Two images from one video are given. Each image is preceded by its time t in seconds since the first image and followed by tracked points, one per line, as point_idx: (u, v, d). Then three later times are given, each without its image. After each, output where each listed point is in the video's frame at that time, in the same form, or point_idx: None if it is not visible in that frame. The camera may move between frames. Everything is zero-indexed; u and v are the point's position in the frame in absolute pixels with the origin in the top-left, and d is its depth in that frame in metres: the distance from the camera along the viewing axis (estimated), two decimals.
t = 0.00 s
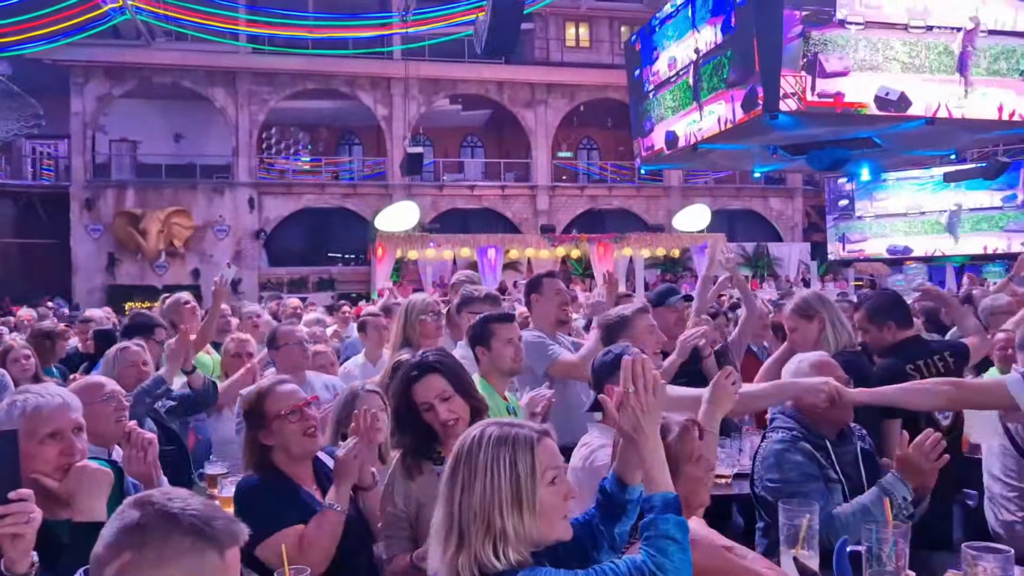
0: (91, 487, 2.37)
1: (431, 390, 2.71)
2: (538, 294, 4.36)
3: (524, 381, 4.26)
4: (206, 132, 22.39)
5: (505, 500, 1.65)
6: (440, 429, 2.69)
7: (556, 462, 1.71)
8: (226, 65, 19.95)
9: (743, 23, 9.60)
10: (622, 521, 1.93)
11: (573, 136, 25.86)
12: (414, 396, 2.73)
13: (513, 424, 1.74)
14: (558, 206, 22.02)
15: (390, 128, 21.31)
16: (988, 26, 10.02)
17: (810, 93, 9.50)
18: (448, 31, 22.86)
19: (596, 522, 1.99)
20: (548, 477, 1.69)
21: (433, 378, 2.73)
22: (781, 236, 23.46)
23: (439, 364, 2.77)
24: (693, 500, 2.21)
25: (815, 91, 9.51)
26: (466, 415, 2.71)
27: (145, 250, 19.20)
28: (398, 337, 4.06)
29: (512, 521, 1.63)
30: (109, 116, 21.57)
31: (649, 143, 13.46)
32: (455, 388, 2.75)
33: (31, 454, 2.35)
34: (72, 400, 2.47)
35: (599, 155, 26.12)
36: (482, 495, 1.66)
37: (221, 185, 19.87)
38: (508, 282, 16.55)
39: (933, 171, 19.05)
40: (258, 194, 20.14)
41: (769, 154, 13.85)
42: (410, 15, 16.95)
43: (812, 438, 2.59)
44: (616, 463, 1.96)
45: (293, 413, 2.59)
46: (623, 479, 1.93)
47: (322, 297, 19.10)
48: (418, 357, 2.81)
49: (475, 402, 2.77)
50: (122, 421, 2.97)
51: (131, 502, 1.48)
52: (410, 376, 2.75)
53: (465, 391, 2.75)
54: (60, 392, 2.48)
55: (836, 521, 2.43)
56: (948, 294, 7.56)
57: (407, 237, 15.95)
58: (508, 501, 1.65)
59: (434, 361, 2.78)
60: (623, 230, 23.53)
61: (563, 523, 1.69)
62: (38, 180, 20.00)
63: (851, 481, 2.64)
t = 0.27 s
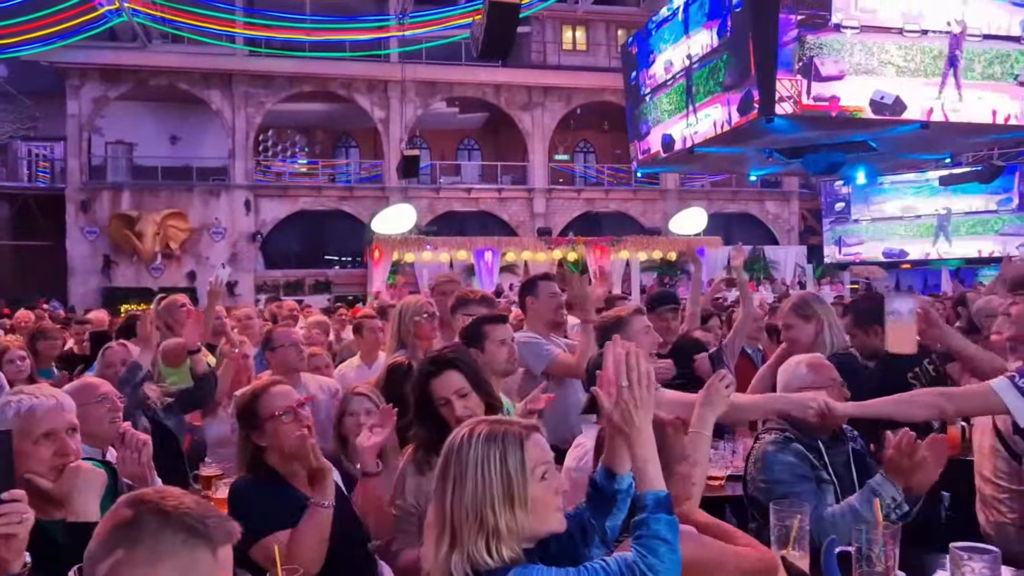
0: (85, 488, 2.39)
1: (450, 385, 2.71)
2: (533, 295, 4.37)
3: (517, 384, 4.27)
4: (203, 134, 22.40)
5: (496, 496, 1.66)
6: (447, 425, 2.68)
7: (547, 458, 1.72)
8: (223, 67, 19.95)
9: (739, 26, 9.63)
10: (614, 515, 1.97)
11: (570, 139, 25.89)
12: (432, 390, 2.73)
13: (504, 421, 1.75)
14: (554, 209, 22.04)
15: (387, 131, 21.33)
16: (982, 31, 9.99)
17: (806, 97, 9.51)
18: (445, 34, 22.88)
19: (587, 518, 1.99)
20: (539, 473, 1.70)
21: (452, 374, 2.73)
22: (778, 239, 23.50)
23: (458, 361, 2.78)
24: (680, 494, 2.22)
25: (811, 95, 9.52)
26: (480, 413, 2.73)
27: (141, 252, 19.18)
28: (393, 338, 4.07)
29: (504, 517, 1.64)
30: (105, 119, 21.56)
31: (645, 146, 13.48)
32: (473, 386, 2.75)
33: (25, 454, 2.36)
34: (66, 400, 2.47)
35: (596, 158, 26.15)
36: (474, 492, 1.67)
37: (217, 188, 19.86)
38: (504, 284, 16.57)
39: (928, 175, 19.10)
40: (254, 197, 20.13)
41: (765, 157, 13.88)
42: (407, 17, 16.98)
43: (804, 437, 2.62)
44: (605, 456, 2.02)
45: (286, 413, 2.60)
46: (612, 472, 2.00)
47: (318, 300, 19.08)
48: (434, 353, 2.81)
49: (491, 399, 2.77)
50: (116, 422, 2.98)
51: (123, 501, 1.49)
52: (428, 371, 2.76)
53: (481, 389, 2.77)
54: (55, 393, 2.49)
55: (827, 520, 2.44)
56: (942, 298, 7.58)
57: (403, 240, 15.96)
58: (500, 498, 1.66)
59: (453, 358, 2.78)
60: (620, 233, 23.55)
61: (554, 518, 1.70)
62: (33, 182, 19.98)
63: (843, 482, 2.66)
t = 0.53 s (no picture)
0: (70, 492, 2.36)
1: (454, 389, 2.71)
2: (524, 300, 4.37)
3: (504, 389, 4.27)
4: (193, 137, 22.34)
5: (481, 501, 1.67)
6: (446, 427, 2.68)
7: (534, 463, 1.73)
8: (214, 70, 19.89)
9: (729, 32, 9.69)
10: (603, 526, 1.92)
11: (561, 144, 25.93)
12: (436, 392, 2.73)
13: (491, 426, 1.76)
14: (546, 213, 22.06)
15: (379, 134, 21.32)
16: (967, 38, 10.02)
17: (795, 102, 9.57)
18: (437, 38, 22.90)
19: (576, 527, 2.00)
20: (525, 478, 1.71)
21: (457, 377, 2.73)
22: (768, 244, 23.59)
23: (462, 365, 2.79)
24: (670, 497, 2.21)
25: (800, 100, 9.58)
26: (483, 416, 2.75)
27: (131, 256, 19.11)
28: (382, 342, 4.08)
29: (489, 523, 1.65)
30: (95, 121, 21.48)
31: (636, 151, 13.53)
32: (477, 391, 2.76)
33: (12, 458, 2.37)
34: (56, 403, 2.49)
35: (587, 162, 26.20)
36: (460, 498, 1.68)
37: (208, 191, 19.80)
38: (496, 288, 16.58)
39: (917, 180, 19.19)
40: (245, 200, 20.06)
41: (755, 162, 13.94)
42: (399, 21, 16.98)
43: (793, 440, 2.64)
44: (596, 466, 1.96)
45: (276, 416, 2.60)
46: (602, 482, 1.94)
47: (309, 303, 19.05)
48: (441, 356, 2.82)
49: (493, 403, 2.79)
50: (105, 426, 2.97)
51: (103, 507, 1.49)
52: (433, 374, 2.76)
53: (485, 393, 2.78)
54: (45, 395, 2.50)
55: (814, 522, 2.47)
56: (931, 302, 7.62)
57: (395, 243, 15.93)
58: (486, 503, 1.67)
59: (459, 361, 2.78)
60: (611, 237, 23.60)
61: (540, 523, 1.72)
62: (23, 185, 19.89)
63: (831, 486, 2.68)
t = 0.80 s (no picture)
0: (40, 495, 2.34)
1: (433, 392, 2.71)
2: (502, 305, 4.36)
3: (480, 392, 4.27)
4: (167, 139, 22.12)
5: (454, 504, 1.68)
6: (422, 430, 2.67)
7: (506, 466, 1.74)
8: (188, 72, 19.70)
9: (704, 39, 9.77)
10: (574, 526, 1.94)
11: (538, 148, 26.01)
12: (416, 395, 2.72)
13: (463, 429, 1.77)
14: (522, 217, 22.10)
15: (355, 137, 21.26)
16: (937, 47, 10.06)
17: (769, 108, 9.68)
18: (413, 42, 22.88)
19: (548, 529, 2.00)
20: (498, 481, 1.71)
21: (435, 380, 2.73)
22: (743, 248, 23.80)
23: (442, 368, 2.78)
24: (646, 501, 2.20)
25: (774, 106, 9.69)
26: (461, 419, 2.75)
27: (103, 259, 18.89)
28: (357, 347, 4.06)
29: (462, 524, 1.66)
30: (67, 123, 21.21)
31: (612, 155, 13.59)
32: (455, 394, 2.76)
33: None
34: (24, 407, 2.46)
35: (564, 166, 26.31)
36: (432, 500, 1.68)
37: (181, 194, 19.59)
38: (472, 292, 16.58)
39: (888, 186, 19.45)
40: (219, 203, 19.89)
41: (730, 167, 14.05)
42: (376, 24, 16.94)
43: (767, 442, 2.67)
44: (567, 472, 1.94)
45: (250, 418, 2.60)
46: (573, 487, 1.92)
47: (284, 307, 18.92)
48: (418, 359, 2.81)
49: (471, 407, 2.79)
50: (75, 431, 2.93)
51: (52, 509, 1.49)
52: (412, 377, 2.75)
53: (462, 396, 2.79)
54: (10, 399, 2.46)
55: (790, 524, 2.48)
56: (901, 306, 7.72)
57: (371, 247, 15.86)
58: (458, 505, 1.67)
59: (438, 365, 2.78)
60: (587, 241, 23.70)
61: (512, 526, 1.72)
62: None
63: (803, 488, 2.70)
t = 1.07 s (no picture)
0: None
1: (392, 396, 2.70)
2: (468, 307, 4.33)
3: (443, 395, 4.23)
4: (125, 140, 21.73)
5: (415, 503, 1.68)
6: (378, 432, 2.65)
7: (466, 463, 1.74)
8: (148, 71, 19.39)
9: (667, 45, 9.88)
10: (535, 525, 1.97)
11: (503, 152, 26.06)
12: (374, 399, 2.71)
13: (423, 428, 1.78)
14: (487, 221, 22.10)
15: (318, 140, 21.10)
16: (894, 56, 10.28)
17: (730, 114, 9.82)
18: (377, 45, 22.78)
19: (508, 529, 2.01)
20: (458, 478, 1.72)
21: (393, 384, 2.71)
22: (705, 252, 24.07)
23: (401, 371, 2.77)
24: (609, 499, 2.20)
25: (735, 112, 9.83)
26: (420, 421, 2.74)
27: (59, 262, 18.49)
28: (319, 350, 4.03)
29: (423, 524, 1.66)
30: (21, 122, 20.74)
31: (576, 160, 13.66)
32: (414, 397, 2.74)
33: None
34: None
35: (528, 170, 26.38)
36: (392, 501, 1.68)
37: (140, 196, 19.25)
38: (436, 295, 16.54)
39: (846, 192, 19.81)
40: (179, 205, 19.59)
41: (692, 172, 14.21)
42: (340, 26, 16.81)
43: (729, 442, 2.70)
44: (526, 465, 1.98)
45: (211, 422, 2.56)
46: (533, 481, 1.95)
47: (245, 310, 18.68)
48: (378, 362, 2.80)
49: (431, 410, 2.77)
50: (28, 436, 2.85)
51: None
52: (371, 379, 2.74)
53: (422, 398, 2.77)
54: None
55: (751, 524, 2.51)
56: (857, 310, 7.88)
57: (334, 250, 15.72)
58: (419, 504, 1.67)
59: (398, 367, 2.77)
60: (552, 245, 23.78)
61: (473, 524, 1.72)
62: None
63: (765, 488, 2.73)
